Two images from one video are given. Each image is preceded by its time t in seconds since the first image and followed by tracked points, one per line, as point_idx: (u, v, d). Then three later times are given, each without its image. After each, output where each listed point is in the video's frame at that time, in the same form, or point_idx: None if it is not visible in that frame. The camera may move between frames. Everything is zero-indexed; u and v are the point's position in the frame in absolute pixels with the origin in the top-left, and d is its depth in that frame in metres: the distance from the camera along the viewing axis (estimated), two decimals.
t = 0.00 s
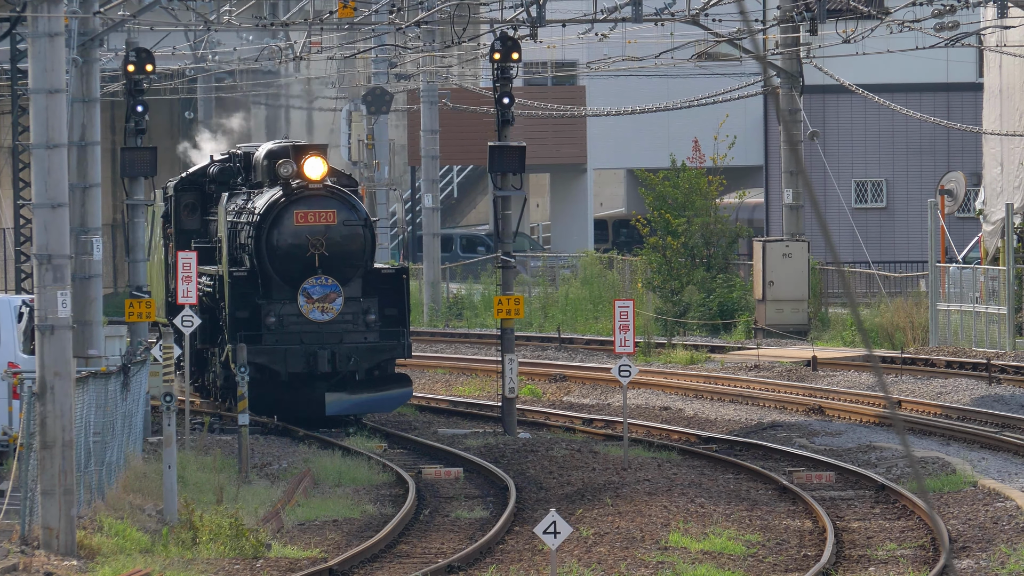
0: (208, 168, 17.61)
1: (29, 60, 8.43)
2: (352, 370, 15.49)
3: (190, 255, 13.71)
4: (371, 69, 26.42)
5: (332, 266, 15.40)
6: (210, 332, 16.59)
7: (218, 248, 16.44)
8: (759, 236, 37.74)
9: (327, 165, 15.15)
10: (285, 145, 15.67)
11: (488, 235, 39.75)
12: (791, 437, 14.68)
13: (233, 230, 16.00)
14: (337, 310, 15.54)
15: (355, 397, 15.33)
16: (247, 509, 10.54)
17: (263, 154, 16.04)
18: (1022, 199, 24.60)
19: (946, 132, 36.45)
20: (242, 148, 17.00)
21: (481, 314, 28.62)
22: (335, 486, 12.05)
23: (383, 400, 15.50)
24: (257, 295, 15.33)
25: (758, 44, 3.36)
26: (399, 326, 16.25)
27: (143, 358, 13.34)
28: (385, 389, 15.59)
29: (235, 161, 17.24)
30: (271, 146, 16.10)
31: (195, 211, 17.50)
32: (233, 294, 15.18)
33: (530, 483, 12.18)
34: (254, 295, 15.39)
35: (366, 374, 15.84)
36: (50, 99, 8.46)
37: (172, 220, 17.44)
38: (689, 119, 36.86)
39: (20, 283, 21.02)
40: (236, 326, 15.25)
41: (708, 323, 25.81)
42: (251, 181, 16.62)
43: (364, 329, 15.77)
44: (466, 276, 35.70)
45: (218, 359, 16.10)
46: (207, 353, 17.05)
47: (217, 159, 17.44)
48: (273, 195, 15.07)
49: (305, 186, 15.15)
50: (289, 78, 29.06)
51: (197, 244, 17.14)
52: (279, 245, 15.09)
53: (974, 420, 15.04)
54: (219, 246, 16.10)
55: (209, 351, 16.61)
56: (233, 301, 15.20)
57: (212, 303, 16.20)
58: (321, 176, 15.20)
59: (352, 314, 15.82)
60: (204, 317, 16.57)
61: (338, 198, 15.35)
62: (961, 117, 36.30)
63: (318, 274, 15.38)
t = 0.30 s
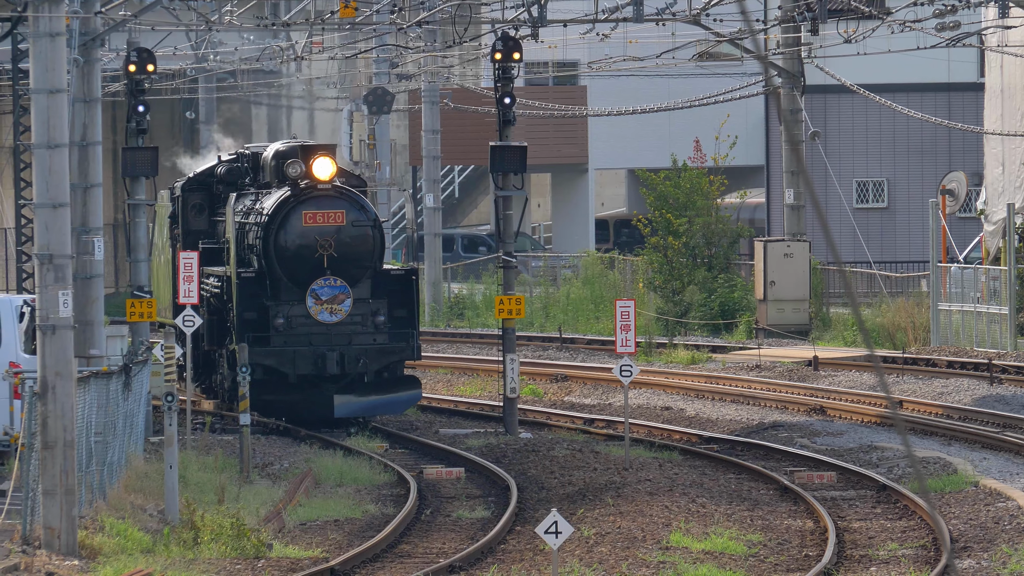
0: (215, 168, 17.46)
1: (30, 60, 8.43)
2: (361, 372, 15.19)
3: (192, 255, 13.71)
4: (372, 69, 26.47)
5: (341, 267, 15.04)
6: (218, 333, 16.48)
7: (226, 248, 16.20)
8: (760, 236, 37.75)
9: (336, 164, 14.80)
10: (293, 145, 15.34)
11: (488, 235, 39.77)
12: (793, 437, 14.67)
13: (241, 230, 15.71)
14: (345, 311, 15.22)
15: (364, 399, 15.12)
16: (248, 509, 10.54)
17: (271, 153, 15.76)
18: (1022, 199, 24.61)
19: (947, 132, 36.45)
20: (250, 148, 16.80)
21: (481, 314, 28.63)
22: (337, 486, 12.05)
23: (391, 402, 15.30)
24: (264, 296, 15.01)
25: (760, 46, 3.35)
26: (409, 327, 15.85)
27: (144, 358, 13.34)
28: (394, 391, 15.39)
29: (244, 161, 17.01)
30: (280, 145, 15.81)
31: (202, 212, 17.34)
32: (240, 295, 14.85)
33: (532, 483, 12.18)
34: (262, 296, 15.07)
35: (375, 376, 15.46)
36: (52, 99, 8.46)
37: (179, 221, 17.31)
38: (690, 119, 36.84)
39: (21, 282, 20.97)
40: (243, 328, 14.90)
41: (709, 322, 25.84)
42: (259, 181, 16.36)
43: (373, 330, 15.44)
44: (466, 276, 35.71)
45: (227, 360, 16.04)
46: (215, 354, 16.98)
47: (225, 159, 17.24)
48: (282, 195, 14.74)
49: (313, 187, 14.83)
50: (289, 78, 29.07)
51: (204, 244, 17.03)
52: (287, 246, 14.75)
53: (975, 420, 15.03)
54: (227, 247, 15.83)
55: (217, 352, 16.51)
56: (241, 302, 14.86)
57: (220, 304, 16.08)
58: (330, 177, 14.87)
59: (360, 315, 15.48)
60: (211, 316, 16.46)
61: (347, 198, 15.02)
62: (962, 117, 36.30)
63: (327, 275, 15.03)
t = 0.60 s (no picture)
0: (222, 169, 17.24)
1: (30, 60, 8.43)
2: (368, 374, 14.95)
3: (192, 255, 13.72)
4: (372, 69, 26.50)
5: (349, 268, 14.80)
6: (224, 335, 16.03)
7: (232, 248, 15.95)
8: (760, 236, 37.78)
9: (343, 165, 14.49)
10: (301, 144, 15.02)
11: (488, 235, 39.78)
12: (793, 437, 14.67)
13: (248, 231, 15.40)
14: (352, 312, 14.91)
15: (371, 402, 14.96)
16: (248, 509, 10.53)
17: (278, 153, 15.46)
18: (1022, 199, 24.62)
19: (947, 132, 36.44)
20: (257, 149, 16.62)
21: (481, 314, 28.65)
22: (337, 486, 12.05)
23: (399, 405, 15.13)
24: (271, 298, 14.73)
25: (760, 44, 3.34)
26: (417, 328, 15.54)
27: (145, 358, 13.34)
28: (402, 393, 15.21)
29: (251, 161, 16.77)
30: (287, 145, 15.52)
31: (208, 212, 17.10)
32: (247, 296, 14.58)
33: (531, 483, 12.17)
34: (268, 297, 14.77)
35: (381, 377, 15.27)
36: (51, 99, 8.46)
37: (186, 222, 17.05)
38: (690, 119, 36.85)
39: (21, 283, 20.94)
40: (250, 329, 14.58)
41: (709, 322, 25.84)
42: (266, 181, 16.10)
43: (380, 332, 15.17)
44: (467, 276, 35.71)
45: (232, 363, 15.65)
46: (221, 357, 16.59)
47: (232, 159, 16.97)
48: (288, 196, 14.46)
49: (321, 187, 14.57)
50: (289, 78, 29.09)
51: (210, 246, 16.78)
52: (294, 247, 14.46)
53: (975, 420, 15.03)
54: (235, 247, 15.52)
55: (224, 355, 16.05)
56: (248, 303, 14.59)
57: (227, 305, 15.67)
58: (337, 177, 14.56)
59: (368, 316, 15.21)
60: (218, 317, 16.00)
61: (354, 198, 14.77)
62: (963, 117, 36.31)
63: (334, 277, 14.75)
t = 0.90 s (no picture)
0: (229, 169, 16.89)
1: (30, 60, 8.43)
2: (376, 376, 14.72)
3: (192, 256, 13.70)
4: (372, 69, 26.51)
5: (359, 270, 14.63)
6: (231, 337, 15.94)
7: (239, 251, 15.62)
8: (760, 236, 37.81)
9: (351, 165, 14.38)
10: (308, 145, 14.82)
11: (489, 235, 39.79)
12: (793, 437, 14.67)
13: (255, 232, 15.10)
14: (360, 314, 14.76)
15: (379, 404, 14.80)
16: (248, 509, 10.53)
17: (285, 153, 15.21)
18: (1022, 199, 24.62)
19: (947, 132, 36.44)
20: (265, 149, 16.27)
21: (482, 314, 28.68)
22: (337, 486, 12.04)
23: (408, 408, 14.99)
24: (279, 299, 14.53)
25: (761, 44, 3.35)
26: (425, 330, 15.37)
27: (145, 358, 13.34)
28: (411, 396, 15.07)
29: (258, 162, 16.43)
30: (294, 145, 15.27)
31: (215, 213, 16.82)
32: (254, 297, 14.37)
33: (532, 483, 12.18)
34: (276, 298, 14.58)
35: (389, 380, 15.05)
36: (51, 99, 8.45)
37: (192, 222, 16.74)
38: (690, 119, 36.86)
39: (21, 282, 20.94)
40: (256, 331, 14.38)
41: (709, 322, 25.84)
42: (272, 182, 15.82)
43: (388, 333, 14.97)
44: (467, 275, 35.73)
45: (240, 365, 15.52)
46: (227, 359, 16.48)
47: (240, 160, 16.63)
48: (296, 196, 14.26)
49: (328, 187, 14.40)
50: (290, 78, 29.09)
51: (217, 247, 16.56)
52: (301, 247, 14.27)
53: (975, 420, 15.02)
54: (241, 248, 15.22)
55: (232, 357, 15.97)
56: (255, 304, 14.37)
57: (233, 307, 15.49)
58: (345, 177, 14.44)
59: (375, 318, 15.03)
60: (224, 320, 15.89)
61: (362, 199, 14.60)
62: (963, 117, 36.31)
63: (341, 278, 14.58)
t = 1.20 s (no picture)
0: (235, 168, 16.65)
1: (30, 60, 8.44)
2: (383, 378, 14.64)
3: (193, 256, 13.75)
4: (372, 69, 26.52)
5: (366, 271, 14.51)
6: (237, 337, 16.06)
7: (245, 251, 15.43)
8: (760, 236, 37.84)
9: (358, 165, 14.17)
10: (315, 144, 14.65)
11: (489, 235, 39.81)
12: (793, 437, 14.67)
13: (261, 232, 14.99)
14: (367, 315, 14.63)
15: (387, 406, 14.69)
16: (249, 509, 10.53)
17: (291, 153, 15.06)
18: (1022, 199, 24.61)
19: (947, 132, 36.45)
20: (272, 149, 16.01)
21: (482, 314, 28.70)
22: (337, 486, 12.03)
23: (416, 410, 14.87)
24: (286, 301, 14.43)
25: (761, 44, 3.34)
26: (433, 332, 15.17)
27: (145, 358, 13.33)
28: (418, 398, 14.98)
29: (265, 162, 16.20)
30: (300, 145, 15.12)
31: (221, 214, 16.67)
32: (261, 298, 14.28)
33: (532, 483, 12.17)
34: (283, 300, 14.48)
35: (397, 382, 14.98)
36: (51, 100, 8.45)
37: (198, 222, 16.67)
38: (690, 119, 36.85)
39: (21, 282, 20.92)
40: (263, 333, 14.27)
41: (709, 323, 25.84)
42: (280, 183, 15.61)
43: (396, 335, 14.83)
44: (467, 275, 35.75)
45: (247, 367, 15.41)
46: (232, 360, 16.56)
47: (247, 159, 16.41)
48: (302, 197, 14.15)
49: (335, 188, 14.27)
50: (290, 78, 29.09)
51: (222, 248, 16.41)
52: (307, 249, 14.17)
53: (975, 420, 15.02)
54: (247, 249, 15.09)
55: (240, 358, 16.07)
56: (261, 305, 14.28)
57: (240, 309, 15.31)
58: (352, 177, 14.25)
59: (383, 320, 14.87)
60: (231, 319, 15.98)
61: (370, 200, 14.48)
62: (963, 117, 36.31)
63: (349, 278, 14.49)
